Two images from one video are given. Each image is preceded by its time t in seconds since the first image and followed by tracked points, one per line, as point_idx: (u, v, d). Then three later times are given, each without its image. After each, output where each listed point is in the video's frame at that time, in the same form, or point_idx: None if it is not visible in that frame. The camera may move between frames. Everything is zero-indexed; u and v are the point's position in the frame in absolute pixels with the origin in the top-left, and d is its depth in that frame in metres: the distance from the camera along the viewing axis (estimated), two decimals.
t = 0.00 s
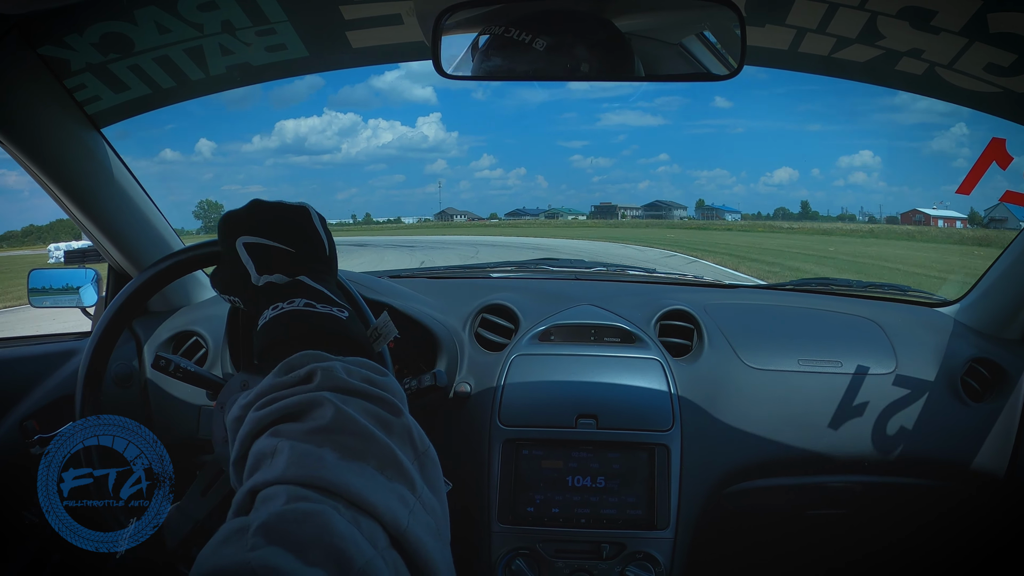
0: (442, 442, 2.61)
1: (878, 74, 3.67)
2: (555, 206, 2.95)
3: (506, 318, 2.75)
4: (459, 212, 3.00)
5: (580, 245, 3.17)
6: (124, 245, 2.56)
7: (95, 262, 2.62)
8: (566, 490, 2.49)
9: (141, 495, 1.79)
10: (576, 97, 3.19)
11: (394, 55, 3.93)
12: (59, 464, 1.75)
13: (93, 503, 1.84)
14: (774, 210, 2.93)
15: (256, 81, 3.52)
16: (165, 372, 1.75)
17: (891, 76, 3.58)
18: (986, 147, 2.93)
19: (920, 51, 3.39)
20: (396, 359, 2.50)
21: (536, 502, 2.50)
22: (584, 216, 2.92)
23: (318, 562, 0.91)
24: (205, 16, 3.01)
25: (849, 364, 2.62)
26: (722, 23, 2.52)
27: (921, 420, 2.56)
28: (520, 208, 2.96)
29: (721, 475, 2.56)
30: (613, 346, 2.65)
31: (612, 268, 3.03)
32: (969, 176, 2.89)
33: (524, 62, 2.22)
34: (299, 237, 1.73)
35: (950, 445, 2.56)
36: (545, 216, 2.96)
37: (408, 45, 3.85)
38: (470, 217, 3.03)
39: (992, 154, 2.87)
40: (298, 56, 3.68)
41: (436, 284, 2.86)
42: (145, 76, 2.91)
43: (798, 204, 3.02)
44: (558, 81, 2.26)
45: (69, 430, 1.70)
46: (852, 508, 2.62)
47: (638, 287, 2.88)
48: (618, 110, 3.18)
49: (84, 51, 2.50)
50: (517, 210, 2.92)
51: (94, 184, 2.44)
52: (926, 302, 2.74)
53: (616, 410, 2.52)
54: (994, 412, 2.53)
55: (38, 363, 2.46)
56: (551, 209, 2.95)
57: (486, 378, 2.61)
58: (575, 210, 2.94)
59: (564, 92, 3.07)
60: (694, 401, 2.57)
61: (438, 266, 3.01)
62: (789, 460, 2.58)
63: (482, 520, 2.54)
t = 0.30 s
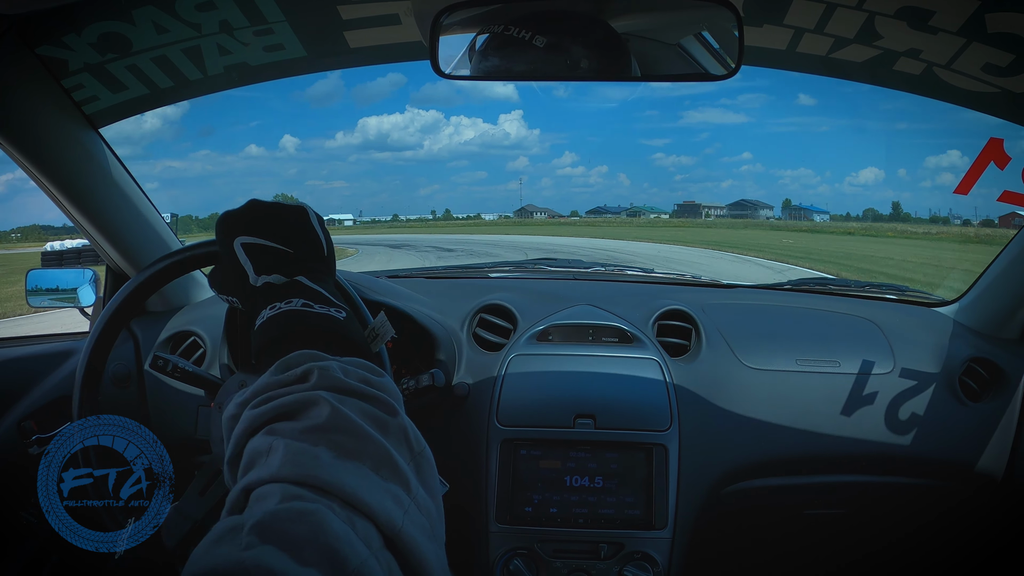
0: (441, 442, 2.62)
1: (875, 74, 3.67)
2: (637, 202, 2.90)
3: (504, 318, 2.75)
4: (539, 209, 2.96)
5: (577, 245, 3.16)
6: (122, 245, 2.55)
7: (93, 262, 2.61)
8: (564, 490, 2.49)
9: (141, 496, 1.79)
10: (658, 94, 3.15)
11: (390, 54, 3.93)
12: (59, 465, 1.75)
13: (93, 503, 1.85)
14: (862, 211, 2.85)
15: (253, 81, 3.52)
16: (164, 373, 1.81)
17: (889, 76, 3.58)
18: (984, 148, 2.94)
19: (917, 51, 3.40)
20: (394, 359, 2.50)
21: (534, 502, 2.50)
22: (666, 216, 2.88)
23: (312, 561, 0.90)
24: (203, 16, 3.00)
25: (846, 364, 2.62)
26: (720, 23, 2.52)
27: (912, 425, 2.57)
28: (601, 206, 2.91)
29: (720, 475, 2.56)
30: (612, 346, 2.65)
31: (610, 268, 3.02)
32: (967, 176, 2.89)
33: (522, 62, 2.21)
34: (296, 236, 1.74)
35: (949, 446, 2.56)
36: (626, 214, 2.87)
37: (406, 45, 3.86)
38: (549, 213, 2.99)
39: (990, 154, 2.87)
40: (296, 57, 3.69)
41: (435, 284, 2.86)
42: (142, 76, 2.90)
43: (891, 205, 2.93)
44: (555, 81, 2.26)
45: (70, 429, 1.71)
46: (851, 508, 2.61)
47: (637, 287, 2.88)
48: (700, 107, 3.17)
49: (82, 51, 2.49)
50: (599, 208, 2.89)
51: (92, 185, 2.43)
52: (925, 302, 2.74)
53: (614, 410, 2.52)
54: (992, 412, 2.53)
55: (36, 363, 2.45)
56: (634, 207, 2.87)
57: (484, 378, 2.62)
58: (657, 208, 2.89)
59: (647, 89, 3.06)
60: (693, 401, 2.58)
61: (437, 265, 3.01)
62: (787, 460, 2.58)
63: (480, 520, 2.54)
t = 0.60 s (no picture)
0: (441, 441, 2.62)
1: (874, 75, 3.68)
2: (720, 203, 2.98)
3: (503, 318, 2.75)
4: (620, 206, 2.94)
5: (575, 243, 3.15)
6: (123, 246, 2.54)
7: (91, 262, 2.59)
8: (563, 490, 2.49)
9: (142, 495, 1.81)
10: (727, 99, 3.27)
11: (389, 55, 3.93)
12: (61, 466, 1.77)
13: (92, 503, 1.85)
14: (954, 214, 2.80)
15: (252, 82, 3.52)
16: (164, 374, 1.83)
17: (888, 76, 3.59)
18: (983, 148, 2.93)
19: (917, 51, 3.40)
20: (394, 359, 2.50)
21: (534, 502, 2.50)
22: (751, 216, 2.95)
23: (301, 556, 0.90)
24: (202, 16, 3.00)
25: (846, 364, 2.63)
26: (719, 23, 2.51)
27: (919, 418, 2.56)
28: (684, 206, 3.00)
29: (719, 475, 2.56)
30: (611, 346, 2.65)
31: (610, 268, 3.01)
32: (966, 175, 2.89)
33: (521, 62, 2.20)
34: (291, 234, 1.75)
35: (948, 445, 2.55)
36: (710, 214, 3.00)
37: (405, 45, 3.86)
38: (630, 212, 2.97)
39: (989, 154, 2.87)
40: (295, 57, 3.70)
41: (434, 284, 2.86)
42: (141, 76, 2.90)
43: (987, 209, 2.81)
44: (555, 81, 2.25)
45: (70, 429, 1.71)
46: (851, 507, 2.61)
47: (636, 287, 2.88)
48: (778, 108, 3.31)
49: (81, 52, 2.49)
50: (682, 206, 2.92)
51: (91, 186, 2.42)
52: (925, 302, 2.74)
53: (614, 410, 2.52)
54: (991, 412, 2.52)
55: (34, 363, 2.46)
56: (716, 206, 2.99)
57: (483, 377, 2.62)
58: (742, 209, 2.97)
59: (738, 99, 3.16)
60: (692, 401, 2.58)
61: (436, 265, 3.01)
62: (787, 460, 2.58)
63: (480, 520, 2.54)
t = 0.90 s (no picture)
0: (441, 442, 2.62)
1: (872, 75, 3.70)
2: (807, 203, 3.01)
3: (502, 318, 2.75)
4: (703, 205, 2.95)
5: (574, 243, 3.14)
6: (123, 248, 2.54)
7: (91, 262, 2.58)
8: (563, 490, 2.49)
9: (143, 494, 1.80)
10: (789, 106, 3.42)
11: (388, 56, 3.93)
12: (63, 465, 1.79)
13: (91, 503, 1.87)
14: None
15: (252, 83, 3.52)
16: (163, 374, 1.83)
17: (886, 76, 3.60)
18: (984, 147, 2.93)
19: (916, 51, 3.41)
20: (393, 360, 2.50)
21: (533, 503, 2.50)
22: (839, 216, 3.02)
23: (290, 547, 0.90)
24: (202, 17, 3.01)
25: (845, 364, 2.63)
26: (717, 23, 2.51)
27: (933, 408, 2.57)
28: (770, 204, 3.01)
29: (718, 475, 2.56)
30: (611, 346, 2.66)
31: (610, 269, 3.00)
32: (966, 175, 2.89)
33: (519, 63, 2.20)
34: (282, 232, 1.76)
35: (947, 445, 2.55)
36: (796, 213, 3.02)
37: (405, 46, 3.86)
38: (712, 210, 2.97)
39: (988, 154, 2.86)
40: (293, 58, 3.70)
41: (433, 284, 2.86)
42: (141, 77, 2.91)
43: None
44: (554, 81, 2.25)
45: (71, 429, 1.71)
46: (851, 507, 2.61)
47: (636, 287, 2.88)
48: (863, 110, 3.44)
49: (81, 53, 2.50)
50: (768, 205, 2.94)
51: (91, 187, 2.41)
52: (924, 302, 2.75)
53: (614, 410, 2.52)
54: (990, 411, 2.52)
55: (33, 364, 2.46)
56: (804, 205, 3.01)
57: (482, 377, 2.62)
58: (830, 209, 3.02)
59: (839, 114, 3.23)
60: (692, 401, 2.58)
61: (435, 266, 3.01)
62: (787, 459, 2.58)
63: (480, 521, 2.54)
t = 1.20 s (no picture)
0: (442, 441, 2.62)
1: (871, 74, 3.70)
2: (897, 207, 3.10)
3: (502, 317, 2.75)
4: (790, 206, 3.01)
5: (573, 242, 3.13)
6: (124, 247, 2.53)
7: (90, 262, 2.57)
8: (563, 490, 2.49)
9: (142, 495, 1.86)
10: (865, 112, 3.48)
11: (387, 56, 3.94)
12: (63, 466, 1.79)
13: (91, 504, 1.84)
14: None
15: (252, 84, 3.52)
16: (161, 374, 1.84)
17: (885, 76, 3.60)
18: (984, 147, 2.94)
19: (915, 50, 3.42)
20: (393, 359, 2.50)
21: (533, 502, 2.50)
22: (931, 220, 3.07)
23: (279, 545, 0.90)
24: (201, 17, 3.01)
25: (843, 363, 2.63)
26: (715, 22, 2.50)
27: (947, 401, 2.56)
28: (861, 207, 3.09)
29: (717, 474, 2.56)
30: (610, 346, 2.66)
31: (608, 268, 3.00)
32: (965, 175, 2.90)
33: (518, 62, 2.20)
34: (277, 231, 1.77)
35: (946, 445, 2.55)
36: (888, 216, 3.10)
37: (404, 46, 3.86)
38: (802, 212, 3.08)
39: (988, 155, 2.87)
40: (292, 58, 3.70)
41: (432, 284, 2.86)
42: (141, 77, 2.91)
43: None
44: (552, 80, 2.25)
45: (71, 429, 1.71)
46: (849, 507, 2.61)
47: (634, 287, 2.88)
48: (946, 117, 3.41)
49: (80, 52, 2.50)
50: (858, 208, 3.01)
51: (91, 187, 2.41)
52: (923, 301, 2.75)
53: (613, 410, 2.52)
54: (988, 411, 2.52)
55: (32, 364, 2.46)
56: (894, 209, 3.10)
57: (481, 377, 2.62)
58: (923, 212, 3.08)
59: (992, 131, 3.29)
60: (692, 401, 2.58)
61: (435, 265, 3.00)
62: (786, 459, 2.58)
63: (480, 520, 2.54)
